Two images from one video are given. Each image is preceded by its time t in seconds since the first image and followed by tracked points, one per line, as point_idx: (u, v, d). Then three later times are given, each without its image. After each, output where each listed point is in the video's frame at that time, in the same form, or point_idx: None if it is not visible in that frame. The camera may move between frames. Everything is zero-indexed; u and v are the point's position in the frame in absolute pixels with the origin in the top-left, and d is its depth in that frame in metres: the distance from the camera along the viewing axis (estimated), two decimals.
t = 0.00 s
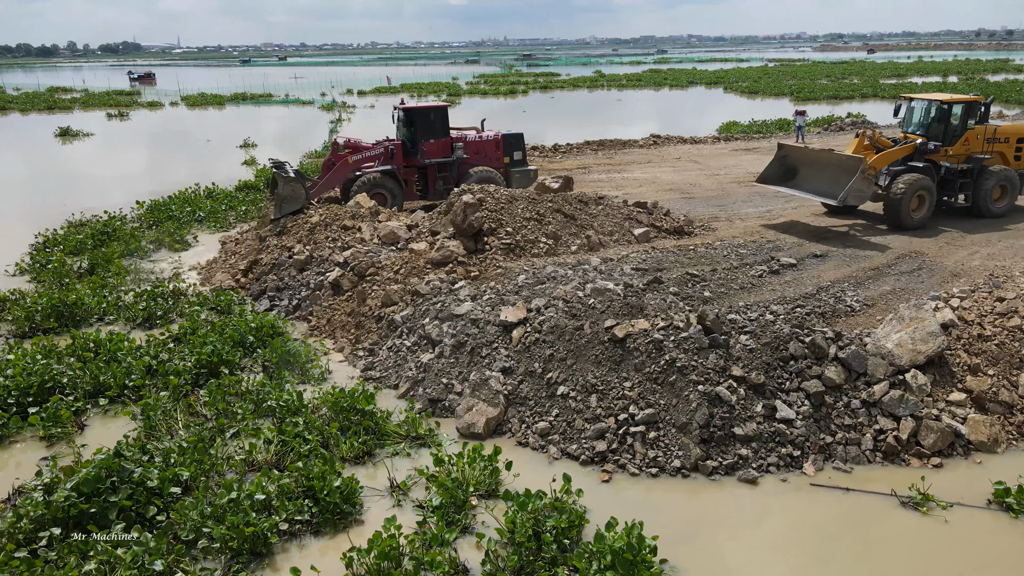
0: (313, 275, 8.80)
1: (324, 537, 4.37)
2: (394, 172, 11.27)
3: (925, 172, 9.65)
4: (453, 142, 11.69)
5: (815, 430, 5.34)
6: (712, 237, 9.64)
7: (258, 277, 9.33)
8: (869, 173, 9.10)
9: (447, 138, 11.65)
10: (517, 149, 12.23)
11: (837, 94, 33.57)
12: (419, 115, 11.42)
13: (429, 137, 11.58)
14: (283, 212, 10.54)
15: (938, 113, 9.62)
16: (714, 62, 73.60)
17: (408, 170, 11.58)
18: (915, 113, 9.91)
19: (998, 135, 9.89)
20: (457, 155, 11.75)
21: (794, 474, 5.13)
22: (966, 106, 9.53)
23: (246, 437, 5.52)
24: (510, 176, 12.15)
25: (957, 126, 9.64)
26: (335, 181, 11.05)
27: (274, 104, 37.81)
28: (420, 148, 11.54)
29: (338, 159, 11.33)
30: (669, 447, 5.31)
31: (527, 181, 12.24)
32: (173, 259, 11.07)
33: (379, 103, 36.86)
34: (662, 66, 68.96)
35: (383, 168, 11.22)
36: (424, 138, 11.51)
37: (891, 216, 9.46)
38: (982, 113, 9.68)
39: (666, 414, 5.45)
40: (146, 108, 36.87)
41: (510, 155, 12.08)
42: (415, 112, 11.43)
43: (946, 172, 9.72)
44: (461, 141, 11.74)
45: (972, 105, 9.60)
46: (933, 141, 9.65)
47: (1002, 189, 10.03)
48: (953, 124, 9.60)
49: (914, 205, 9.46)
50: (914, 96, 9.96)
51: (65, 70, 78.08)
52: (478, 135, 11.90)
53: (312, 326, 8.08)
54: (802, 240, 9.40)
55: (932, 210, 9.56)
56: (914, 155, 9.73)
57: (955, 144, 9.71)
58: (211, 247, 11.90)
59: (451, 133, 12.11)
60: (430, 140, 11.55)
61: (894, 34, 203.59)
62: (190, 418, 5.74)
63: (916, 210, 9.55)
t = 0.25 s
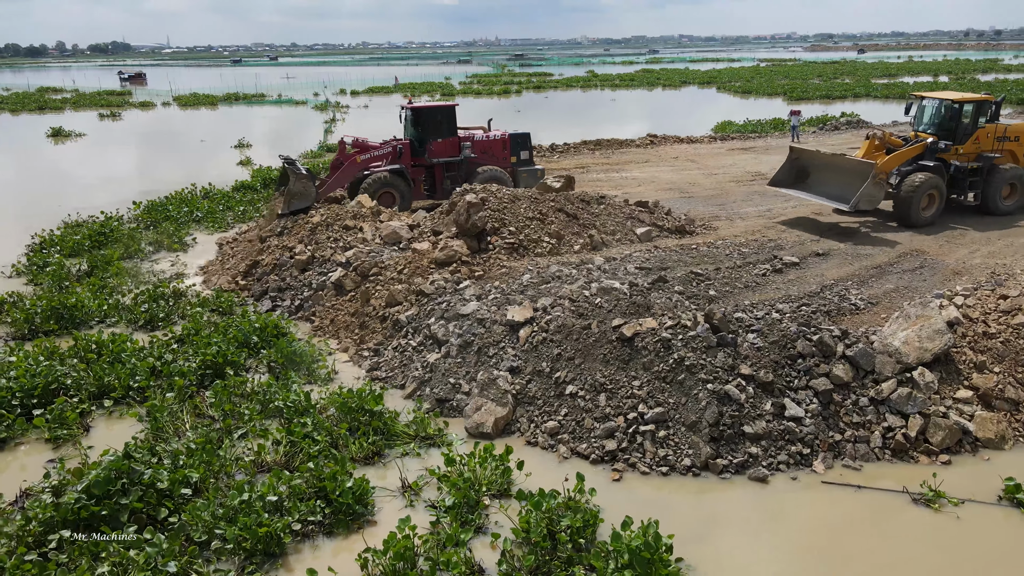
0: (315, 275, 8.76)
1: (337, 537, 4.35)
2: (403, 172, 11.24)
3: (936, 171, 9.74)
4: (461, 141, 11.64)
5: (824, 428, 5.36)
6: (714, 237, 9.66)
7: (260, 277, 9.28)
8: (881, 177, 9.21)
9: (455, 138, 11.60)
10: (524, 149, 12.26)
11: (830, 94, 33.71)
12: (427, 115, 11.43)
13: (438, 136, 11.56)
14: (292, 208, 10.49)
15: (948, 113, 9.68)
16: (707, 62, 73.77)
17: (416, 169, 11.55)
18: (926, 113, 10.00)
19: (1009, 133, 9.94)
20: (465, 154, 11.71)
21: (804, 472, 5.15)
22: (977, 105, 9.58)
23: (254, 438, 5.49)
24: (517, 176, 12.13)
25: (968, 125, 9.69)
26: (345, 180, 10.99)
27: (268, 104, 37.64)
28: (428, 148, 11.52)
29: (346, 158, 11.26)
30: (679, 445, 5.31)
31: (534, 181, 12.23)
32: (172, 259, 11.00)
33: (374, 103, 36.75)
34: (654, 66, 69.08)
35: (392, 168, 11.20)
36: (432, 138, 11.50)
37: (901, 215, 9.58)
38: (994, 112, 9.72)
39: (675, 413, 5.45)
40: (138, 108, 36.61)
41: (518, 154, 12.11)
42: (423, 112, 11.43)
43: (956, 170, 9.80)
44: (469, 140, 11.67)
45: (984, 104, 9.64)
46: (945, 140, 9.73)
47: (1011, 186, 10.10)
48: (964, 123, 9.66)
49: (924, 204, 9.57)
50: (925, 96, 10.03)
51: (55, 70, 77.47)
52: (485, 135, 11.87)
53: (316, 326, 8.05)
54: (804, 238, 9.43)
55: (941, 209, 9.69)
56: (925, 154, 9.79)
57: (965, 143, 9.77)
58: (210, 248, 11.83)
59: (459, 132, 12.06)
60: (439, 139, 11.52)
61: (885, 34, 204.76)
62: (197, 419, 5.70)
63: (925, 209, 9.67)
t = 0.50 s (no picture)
0: (318, 276, 8.71)
1: (353, 538, 4.32)
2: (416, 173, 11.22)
3: (946, 168, 9.82)
4: (473, 140, 11.60)
5: (835, 425, 5.38)
6: (716, 235, 9.68)
7: (262, 278, 9.22)
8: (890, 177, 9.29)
9: (468, 136, 11.54)
10: (535, 148, 12.15)
11: (823, 93, 33.89)
12: (440, 113, 11.34)
13: (450, 135, 11.47)
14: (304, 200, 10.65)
15: (959, 112, 9.75)
16: (698, 62, 73.98)
17: (428, 168, 11.51)
18: (937, 111, 10.08)
19: (1019, 131, 9.99)
20: (478, 153, 11.62)
21: (817, 470, 5.16)
22: (988, 103, 9.62)
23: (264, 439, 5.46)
24: (529, 176, 12.10)
25: (979, 123, 9.74)
26: (356, 179, 11.05)
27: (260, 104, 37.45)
28: (441, 147, 11.46)
29: (360, 157, 11.30)
30: (691, 444, 5.31)
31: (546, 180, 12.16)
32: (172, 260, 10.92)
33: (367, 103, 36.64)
34: (646, 66, 69.21)
35: (404, 166, 11.16)
36: (445, 137, 11.44)
37: (910, 212, 9.66)
38: (1004, 111, 9.74)
39: (687, 411, 5.44)
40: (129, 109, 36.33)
41: (529, 154, 12.03)
42: (435, 111, 11.36)
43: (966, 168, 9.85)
44: (481, 140, 11.63)
45: (995, 102, 9.67)
46: (955, 138, 9.79)
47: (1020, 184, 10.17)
48: (975, 121, 9.72)
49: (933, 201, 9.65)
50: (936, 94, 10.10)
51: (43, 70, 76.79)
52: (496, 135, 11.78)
53: (320, 327, 8.01)
54: (806, 237, 9.47)
55: (950, 206, 9.77)
56: (935, 152, 9.85)
57: (975, 141, 9.82)
58: (209, 249, 11.76)
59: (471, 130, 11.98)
60: (451, 138, 11.45)
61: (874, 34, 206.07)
62: (205, 420, 5.66)
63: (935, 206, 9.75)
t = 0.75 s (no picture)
0: (321, 276, 8.67)
1: (368, 539, 4.30)
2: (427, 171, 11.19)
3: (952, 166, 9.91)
4: (485, 138, 11.61)
5: (846, 423, 5.39)
6: (719, 234, 9.70)
7: (264, 277, 9.16)
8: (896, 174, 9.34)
9: (480, 134, 11.54)
10: (546, 145, 12.28)
11: (816, 93, 34.04)
12: (453, 111, 11.30)
13: (463, 133, 11.45)
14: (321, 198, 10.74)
15: (963, 110, 9.86)
16: (691, 62, 74.14)
17: (441, 166, 11.49)
18: (942, 110, 10.18)
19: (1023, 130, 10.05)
20: (491, 151, 11.62)
21: (828, 468, 5.17)
22: (992, 102, 9.71)
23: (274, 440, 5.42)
24: (541, 172, 12.18)
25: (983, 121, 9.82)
26: (369, 177, 11.03)
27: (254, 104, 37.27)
28: (454, 145, 11.38)
29: (373, 156, 11.31)
30: (703, 442, 5.31)
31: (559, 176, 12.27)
32: (172, 261, 10.85)
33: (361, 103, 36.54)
34: (639, 66, 69.31)
35: (418, 164, 11.08)
36: (458, 135, 11.39)
37: (916, 208, 9.72)
38: (1008, 110, 9.80)
39: (698, 409, 5.44)
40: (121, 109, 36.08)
41: (540, 151, 12.15)
42: (448, 109, 11.30)
43: (971, 166, 9.92)
44: (494, 137, 11.66)
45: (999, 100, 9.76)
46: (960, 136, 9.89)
47: None
48: (979, 119, 9.82)
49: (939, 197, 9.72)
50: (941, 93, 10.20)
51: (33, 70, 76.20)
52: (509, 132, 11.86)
53: (325, 327, 7.98)
54: (809, 235, 9.50)
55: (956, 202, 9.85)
56: (940, 150, 9.94)
57: (980, 139, 9.88)
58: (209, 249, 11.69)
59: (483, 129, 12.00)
60: (463, 136, 11.41)
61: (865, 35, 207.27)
62: (214, 421, 5.62)
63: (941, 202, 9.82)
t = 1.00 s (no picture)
0: (326, 276, 8.63)
1: (387, 539, 4.27)
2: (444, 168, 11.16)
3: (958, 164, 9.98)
4: (500, 137, 11.57)
5: (859, 421, 5.41)
6: (723, 233, 9.72)
7: (267, 277, 9.08)
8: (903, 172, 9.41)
9: (494, 133, 11.52)
10: (559, 145, 12.34)
11: (810, 92, 34.18)
12: (468, 109, 11.26)
13: (477, 132, 11.42)
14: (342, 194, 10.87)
15: (969, 108, 9.90)
16: (683, 62, 74.34)
17: (457, 165, 11.43)
18: (948, 108, 10.23)
19: None
20: (505, 149, 11.62)
21: (843, 465, 5.18)
22: (997, 100, 9.76)
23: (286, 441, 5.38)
24: (554, 171, 12.19)
25: (988, 120, 9.87)
26: (388, 175, 10.99)
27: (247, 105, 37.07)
28: (468, 143, 11.38)
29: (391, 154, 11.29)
30: (718, 440, 5.31)
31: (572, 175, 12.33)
32: (173, 261, 10.77)
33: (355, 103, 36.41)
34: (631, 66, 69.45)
35: (435, 163, 11.07)
36: (472, 134, 11.37)
37: (922, 206, 9.83)
38: (1013, 108, 9.86)
39: (712, 408, 5.45)
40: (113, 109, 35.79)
41: (553, 150, 12.17)
42: (463, 107, 11.25)
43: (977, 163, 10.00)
44: (509, 136, 11.60)
45: (1004, 99, 9.80)
46: (966, 134, 9.94)
47: None
48: (985, 117, 9.86)
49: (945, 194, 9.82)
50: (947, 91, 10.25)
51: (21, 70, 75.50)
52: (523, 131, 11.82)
53: (331, 328, 7.95)
54: (812, 234, 9.54)
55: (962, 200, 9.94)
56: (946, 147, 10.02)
57: (985, 137, 9.95)
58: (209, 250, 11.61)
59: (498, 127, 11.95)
60: (478, 135, 11.40)
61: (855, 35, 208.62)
62: (225, 422, 5.57)
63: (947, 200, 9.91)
